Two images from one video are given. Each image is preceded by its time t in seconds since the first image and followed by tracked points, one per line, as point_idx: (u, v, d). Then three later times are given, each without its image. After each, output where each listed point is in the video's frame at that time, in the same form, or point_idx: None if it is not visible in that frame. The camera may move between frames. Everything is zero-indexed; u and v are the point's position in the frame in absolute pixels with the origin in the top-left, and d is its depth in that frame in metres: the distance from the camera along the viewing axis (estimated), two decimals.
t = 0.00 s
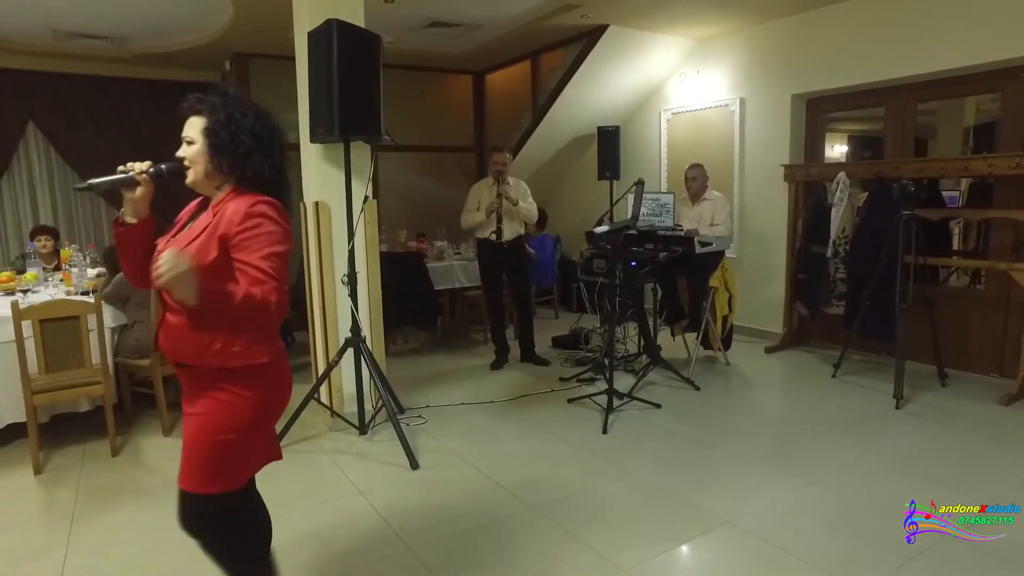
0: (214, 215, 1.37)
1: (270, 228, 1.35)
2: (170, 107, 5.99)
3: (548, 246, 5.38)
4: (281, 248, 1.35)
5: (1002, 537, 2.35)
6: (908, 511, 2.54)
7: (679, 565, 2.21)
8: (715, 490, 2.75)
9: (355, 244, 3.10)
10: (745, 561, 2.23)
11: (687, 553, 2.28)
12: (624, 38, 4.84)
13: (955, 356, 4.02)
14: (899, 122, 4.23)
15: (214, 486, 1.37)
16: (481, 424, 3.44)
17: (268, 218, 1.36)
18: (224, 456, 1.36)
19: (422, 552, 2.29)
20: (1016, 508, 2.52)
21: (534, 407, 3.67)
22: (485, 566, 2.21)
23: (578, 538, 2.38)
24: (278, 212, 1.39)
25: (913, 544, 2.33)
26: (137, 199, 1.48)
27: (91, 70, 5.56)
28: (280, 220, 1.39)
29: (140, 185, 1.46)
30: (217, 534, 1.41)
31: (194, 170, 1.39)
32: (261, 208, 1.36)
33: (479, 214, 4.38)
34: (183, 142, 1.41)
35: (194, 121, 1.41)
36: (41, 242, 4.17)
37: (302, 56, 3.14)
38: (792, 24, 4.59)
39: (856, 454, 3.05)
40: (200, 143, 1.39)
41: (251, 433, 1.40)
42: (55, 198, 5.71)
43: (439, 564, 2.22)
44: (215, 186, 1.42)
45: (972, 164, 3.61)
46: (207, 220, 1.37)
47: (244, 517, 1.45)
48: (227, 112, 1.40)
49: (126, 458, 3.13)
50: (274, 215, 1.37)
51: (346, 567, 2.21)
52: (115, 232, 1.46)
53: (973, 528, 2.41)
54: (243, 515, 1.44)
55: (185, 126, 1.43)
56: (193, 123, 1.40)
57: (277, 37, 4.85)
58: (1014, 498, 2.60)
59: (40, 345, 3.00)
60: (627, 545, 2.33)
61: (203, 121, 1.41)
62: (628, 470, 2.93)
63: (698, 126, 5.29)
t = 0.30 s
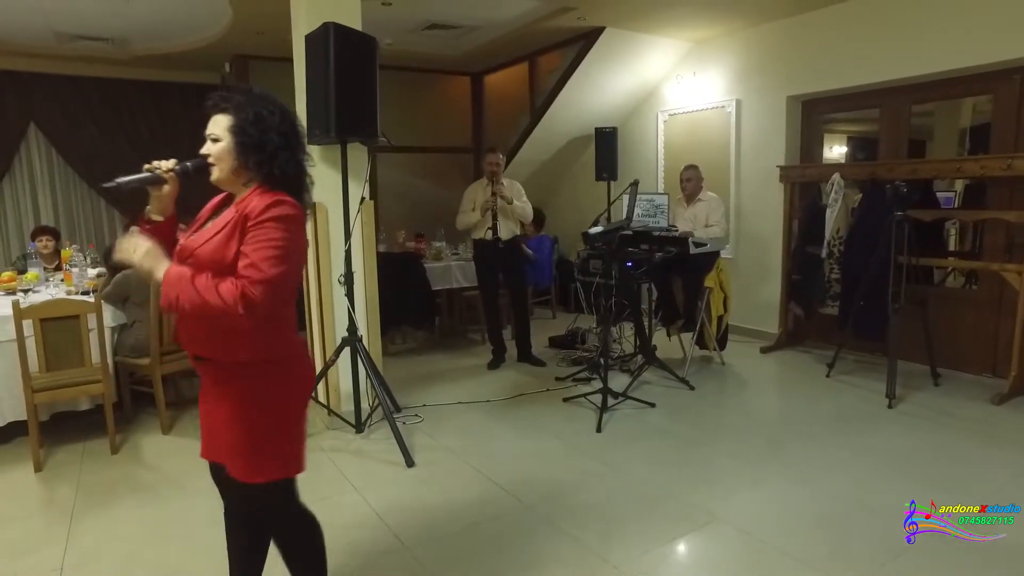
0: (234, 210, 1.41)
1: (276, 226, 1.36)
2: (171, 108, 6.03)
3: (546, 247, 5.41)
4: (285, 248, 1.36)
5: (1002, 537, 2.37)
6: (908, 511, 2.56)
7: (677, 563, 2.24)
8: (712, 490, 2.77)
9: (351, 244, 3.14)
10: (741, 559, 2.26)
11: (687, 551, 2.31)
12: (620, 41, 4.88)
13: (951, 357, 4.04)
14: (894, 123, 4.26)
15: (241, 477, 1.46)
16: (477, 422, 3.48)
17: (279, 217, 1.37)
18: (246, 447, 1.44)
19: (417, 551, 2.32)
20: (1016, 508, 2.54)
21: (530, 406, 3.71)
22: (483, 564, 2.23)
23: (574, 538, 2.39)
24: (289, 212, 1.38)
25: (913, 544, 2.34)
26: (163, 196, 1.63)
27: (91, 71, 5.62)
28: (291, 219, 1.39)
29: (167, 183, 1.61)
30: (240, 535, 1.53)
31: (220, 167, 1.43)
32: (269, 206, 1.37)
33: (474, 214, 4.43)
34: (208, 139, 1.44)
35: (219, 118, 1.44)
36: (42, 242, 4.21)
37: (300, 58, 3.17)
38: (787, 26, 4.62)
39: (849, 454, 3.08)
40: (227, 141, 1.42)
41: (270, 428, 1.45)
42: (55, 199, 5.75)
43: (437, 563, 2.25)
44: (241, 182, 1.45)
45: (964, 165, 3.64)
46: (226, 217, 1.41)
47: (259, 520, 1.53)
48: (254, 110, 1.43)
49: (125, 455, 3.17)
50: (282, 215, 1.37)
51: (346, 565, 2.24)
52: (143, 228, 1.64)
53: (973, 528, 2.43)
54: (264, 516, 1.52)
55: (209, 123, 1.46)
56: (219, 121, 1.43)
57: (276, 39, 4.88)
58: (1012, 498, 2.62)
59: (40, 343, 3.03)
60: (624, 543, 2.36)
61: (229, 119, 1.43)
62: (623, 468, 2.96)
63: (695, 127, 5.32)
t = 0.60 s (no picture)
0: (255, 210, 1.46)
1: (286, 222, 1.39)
2: (170, 108, 6.07)
3: (543, 247, 5.43)
4: (296, 243, 1.39)
5: (1002, 537, 2.39)
6: (908, 511, 2.57)
7: (673, 562, 2.26)
8: (708, 489, 2.79)
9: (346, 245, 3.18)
10: (736, 557, 2.28)
11: (684, 550, 2.33)
12: (616, 43, 4.91)
13: (942, 357, 4.07)
14: (888, 124, 4.29)
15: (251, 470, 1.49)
16: (472, 421, 3.52)
17: (291, 214, 1.40)
18: (256, 440, 1.47)
19: (412, 549, 2.35)
20: (1015, 508, 2.56)
21: (524, 405, 3.74)
22: (478, 562, 2.26)
23: (570, 538, 2.42)
24: (302, 210, 1.41)
25: (914, 544, 2.36)
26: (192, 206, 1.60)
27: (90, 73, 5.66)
28: (303, 217, 1.42)
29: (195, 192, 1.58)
30: (228, 517, 1.59)
31: (245, 171, 1.47)
32: (284, 204, 1.41)
33: (467, 212, 4.47)
34: (231, 144, 1.47)
35: (241, 122, 1.47)
36: (42, 242, 4.25)
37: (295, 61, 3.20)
38: (781, 28, 4.66)
39: (839, 453, 3.11)
40: (252, 145, 1.46)
41: (280, 421, 1.48)
42: (55, 200, 5.79)
43: (432, 560, 2.28)
44: (266, 186, 1.50)
45: (955, 166, 3.67)
46: (248, 217, 1.47)
47: (243, 504, 1.60)
48: (281, 115, 1.48)
49: (123, 453, 3.21)
50: (294, 212, 1.41)
51: (342, 562, 2.27)
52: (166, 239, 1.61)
53: (973, 528, 2.44)
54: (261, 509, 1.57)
55: (231, 128, 1.49)
56: (242, 124, 1.46)
57: (275, 41, 4.92)
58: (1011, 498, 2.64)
59: (39, 343, 3.07)
60: (621, 542, 2.39)
61: (253, 124, 1.47)
62: (616, 467, 3.00)
63: (691, 129, 5.36)
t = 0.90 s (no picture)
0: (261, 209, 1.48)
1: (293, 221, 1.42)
2: (170, 109, 6.10)
3: (540, 247, 5.46)
4: (303, 243, 1.42)
5: (1002, 537, 2.39)
6: (908, 511, 2.58)
7: (671, 561, 2.27)
8: (705, 488, 2.81)
9: (342, 244, 3.21)
10: (731, 556, 2.30)
11: (681, 549, 2.34)
12: (613, 44, 4.94)
13: (936, 356, 4.09)
14: (882, 124, 4.31)
15: (259, 465, 1.52)
16: (469, 419, 3.54)
17: (297, 213, 1.43)
18: (264, 435, 1.50)
19: (408, 546, 2.37)
20: (1015, 508, 2.57)
21: (519, 404, 3.77)
22: (473, 560, 2.28)
23: (567, 536, 2.43)
24: (307, 209, 1.44)
25: (914, 544, 2.36)
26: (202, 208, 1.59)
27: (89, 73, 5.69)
28: (309, 215, 1.45)
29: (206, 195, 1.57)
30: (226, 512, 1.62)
31: (254, 171, 1.50)
32: (290, 202, 1.44)
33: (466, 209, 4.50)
34: (239, 144, 1.50)
35: (248, 122, 1.49)
36: (42, 243, 4.28)
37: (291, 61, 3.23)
38: (777, 29, 4.68)
39: (833, 451, 3.13)
40: (262, 146, 1.49)
41: (288, 417, 1.51)
42: (56, 199, 5.83)
43: (429, 558, 2.30)
44: (274, 185, 1.53)
45: (948, 166, 3.69)
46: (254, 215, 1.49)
47: (241, 501, 1.62)
48: (289, 116, 1.50)
49: (122, 450, 3.23)
50: (299, 211, 1.44)
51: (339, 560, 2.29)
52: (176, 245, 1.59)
53: (973, 528, 2.45)
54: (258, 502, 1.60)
55: (237, 128, 1.51)
56: (249, 124, 1.48)
57: (273, 42, 4.95)
58: (1010, 497, 2.65)
59: (39, 341, 3.10)
60: (618, 540, 2.40)
61: (261, 125, 1.49)
62: (611, 465, 3.02)
63: (687, 129, 5.39)
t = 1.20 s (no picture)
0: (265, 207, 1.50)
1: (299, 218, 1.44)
2: (169, 109, 6.12)
3: (538, 247, 5.47)
4: (309, 239, 1.44)
5: (1003, 537, 2.40)
6: (908, 511, 2.58)
7: (670, 561, 2.28)
8: (702, 487, 2.82)
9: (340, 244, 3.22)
10: (729, 556, 2.30)
11: (678, 549, 2.35)
12: (611, 44, 4.95)
13: (933, 356, 4.10)
14: (880, 124, 4.32)
15: (263, 461, 1.53)
16: (467, 419, 3.55)
17: (302, 209, 1.45)
18: (269, 430, 1.51)
19: (406, 545, 2.38)
20: (1015, 508, 2.57)
21: (516, 403, 3.78)
22: (470, 559, 2.29)
23: (565, 535, 2.44)
24: (311, 205, 1.46)
25: (914, 544, 2.37)
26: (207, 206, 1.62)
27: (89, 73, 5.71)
28: (313, 211, 1.47)
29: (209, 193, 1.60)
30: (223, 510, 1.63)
31: (259, 172, 1.51)
32: (294, 199, 1.46)
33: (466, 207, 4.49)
34: (241, 145, 1.50)
35: (248, 124, 1.50)
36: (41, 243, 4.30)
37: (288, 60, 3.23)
38: (774, 29, 4.69)
39: (829, 451, 3.14)
40: (266, 147, 1.50)
41: (292, 412, 1.52)
42: (55, 199, 5.85)
43: (425, 556, 2.31)
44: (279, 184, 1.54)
45: (945, 166, 3.70)
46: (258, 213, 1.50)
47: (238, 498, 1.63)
48: (290, 115, 1.51)
49: (120, 449, 3.25)
50: (304, 207, 1.45)
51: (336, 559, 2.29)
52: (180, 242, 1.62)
53: (973, 528, 2.46)
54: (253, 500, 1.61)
55: (237, 130, 1.51)
56: (250, 126, 1.49)
57: (272, 42, 4.97)
58: (1010, 497, 2.65)
59: (37, 340, 3.11)
60: (616, 540, 2.41)
61: (262, 126, 1.50)
62: (608, 464, 3.03)
63: (685, 129, 5.40)
